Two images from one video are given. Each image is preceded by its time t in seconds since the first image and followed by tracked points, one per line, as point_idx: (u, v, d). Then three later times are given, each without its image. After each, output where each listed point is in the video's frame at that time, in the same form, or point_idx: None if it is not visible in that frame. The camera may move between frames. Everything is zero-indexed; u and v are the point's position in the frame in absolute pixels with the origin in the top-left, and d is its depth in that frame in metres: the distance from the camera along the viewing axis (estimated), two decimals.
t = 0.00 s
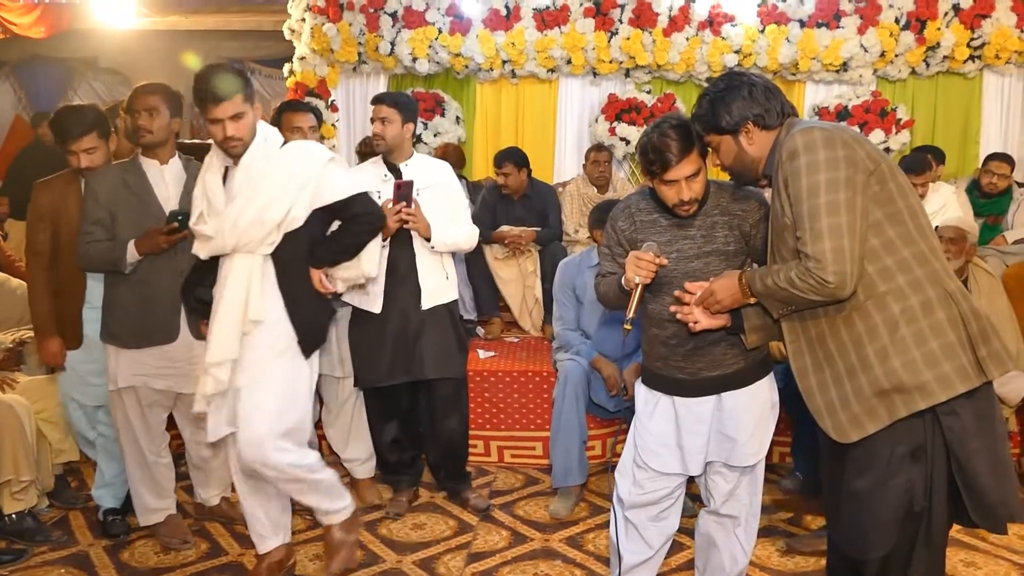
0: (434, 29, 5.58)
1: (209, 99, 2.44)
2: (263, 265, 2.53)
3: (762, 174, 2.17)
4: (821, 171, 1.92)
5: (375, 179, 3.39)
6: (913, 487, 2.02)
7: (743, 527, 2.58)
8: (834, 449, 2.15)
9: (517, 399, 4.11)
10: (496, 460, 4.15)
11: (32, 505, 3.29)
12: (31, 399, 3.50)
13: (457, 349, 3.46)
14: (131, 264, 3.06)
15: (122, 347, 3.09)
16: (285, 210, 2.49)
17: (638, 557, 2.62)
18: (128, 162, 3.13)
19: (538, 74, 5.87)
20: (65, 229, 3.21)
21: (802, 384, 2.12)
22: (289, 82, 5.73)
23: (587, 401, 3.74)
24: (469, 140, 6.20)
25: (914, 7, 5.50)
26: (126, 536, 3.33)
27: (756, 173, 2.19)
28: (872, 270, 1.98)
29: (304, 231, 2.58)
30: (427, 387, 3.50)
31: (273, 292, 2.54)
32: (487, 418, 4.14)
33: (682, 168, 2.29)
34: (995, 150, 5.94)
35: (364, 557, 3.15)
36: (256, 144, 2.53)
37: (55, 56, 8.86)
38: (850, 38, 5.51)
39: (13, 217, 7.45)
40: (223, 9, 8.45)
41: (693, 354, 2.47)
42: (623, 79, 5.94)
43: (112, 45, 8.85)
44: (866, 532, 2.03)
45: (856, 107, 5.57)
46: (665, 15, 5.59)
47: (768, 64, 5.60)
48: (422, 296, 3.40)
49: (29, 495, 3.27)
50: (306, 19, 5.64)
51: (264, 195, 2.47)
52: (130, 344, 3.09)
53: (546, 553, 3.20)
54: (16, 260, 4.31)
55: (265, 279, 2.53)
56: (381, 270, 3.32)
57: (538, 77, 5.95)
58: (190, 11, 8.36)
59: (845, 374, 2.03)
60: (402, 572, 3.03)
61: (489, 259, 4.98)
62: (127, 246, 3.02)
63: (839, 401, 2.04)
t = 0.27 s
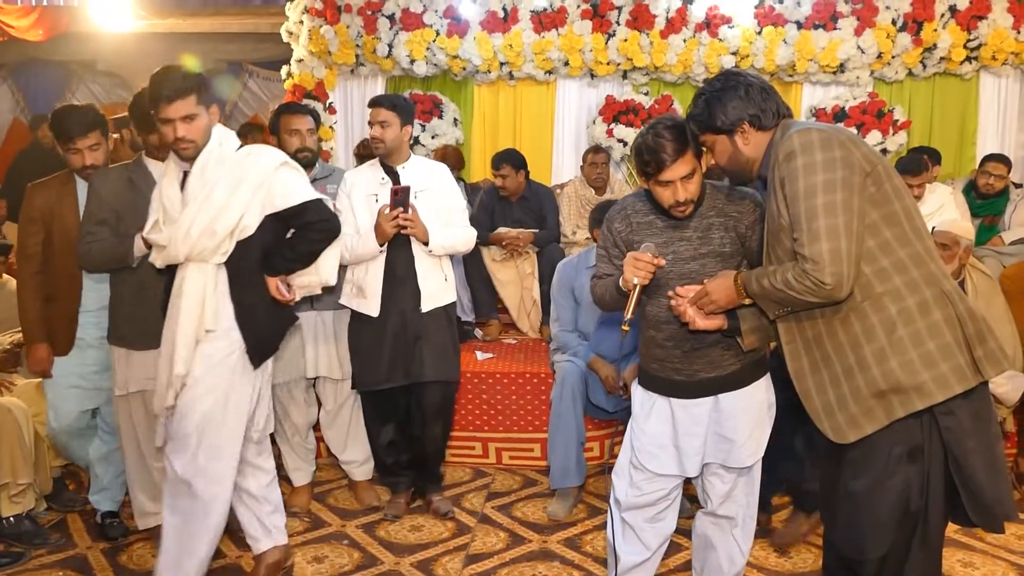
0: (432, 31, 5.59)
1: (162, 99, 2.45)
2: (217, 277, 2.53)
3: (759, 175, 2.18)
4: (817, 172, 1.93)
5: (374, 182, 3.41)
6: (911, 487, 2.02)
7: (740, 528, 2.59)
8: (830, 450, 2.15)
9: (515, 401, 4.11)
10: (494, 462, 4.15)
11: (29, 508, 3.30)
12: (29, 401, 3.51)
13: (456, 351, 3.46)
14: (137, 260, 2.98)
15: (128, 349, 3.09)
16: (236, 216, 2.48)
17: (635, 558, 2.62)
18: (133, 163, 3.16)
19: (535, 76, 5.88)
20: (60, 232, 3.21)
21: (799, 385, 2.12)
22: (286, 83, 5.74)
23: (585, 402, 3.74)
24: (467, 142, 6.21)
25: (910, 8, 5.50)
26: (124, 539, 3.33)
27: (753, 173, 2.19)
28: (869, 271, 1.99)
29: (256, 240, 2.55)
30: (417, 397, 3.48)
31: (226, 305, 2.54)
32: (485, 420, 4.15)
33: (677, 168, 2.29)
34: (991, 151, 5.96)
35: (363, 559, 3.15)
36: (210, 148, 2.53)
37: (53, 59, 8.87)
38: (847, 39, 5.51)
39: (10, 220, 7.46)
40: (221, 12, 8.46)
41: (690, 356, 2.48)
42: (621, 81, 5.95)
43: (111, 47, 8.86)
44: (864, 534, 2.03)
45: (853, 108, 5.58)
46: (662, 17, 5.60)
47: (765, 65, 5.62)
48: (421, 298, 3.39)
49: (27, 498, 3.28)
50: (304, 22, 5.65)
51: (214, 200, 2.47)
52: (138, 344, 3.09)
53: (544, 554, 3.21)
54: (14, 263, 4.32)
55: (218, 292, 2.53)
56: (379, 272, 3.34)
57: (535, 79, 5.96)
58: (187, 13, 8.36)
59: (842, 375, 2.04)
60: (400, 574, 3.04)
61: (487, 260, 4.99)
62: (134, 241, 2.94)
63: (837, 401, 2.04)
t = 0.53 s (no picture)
0: (429, 33, 5.58)
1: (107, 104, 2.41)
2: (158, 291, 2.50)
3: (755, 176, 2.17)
4: (816, 173, 1.93)
5: (374, 184, 3.41)
6: (910, 488, 2.02)
7: (738, 530, 2.59)
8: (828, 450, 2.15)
9: (513, 402, 4.11)
10: (492, 463, 4.15)
11: (27, 512, 3.32)
12: (26, 405, 3.50)
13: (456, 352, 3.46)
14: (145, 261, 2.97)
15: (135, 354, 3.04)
16: (174, 235, 2.41)
17: (633, 559, 2.62)
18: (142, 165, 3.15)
19: (533, 78, 5.88)
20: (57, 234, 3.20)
21: (797, 386, 2.12)
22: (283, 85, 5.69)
23: (584, 403, 3.74)
24: (465, 144, 6.22)
25: (907, 9, 5.51)
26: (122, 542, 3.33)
27: (749, 174, 2.19)
28: (867, 272, 1.99)
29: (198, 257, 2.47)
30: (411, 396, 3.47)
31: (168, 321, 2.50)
32: (482, 422, 4.14)
33: (672, 169, 2.29)
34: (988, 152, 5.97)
35: (361, 561, 3.15)
36: (155, 157, 2.44)
37: (50, 61, 8.87)
38: (844, 40, 5.52)
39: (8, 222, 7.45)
40: (219, 13, 8.45)
41: (688, 357, 2.48)
42: (618, 82, 5.95)
43: (109, 49, 8.86)
44: (863, 534, 2.03)
45: (850, 109, 5.58)
46: (659, 18, 5.61)
47: (762, 66, 5.63)
48: (422, 299, 3.40)
49: (24, 501, 3.31)
50: (302, 23, 5.64)
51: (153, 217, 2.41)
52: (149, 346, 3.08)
53: (542, 556, 3.20)
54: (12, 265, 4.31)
55: (160, 305, 2.50)
56: (378, 275, 3.34)
57: (533, 81, 5.96)
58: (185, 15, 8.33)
59: (840, 375, 2.04)
60: None
61: (485, 262, 4.99)
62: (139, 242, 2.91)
63: (836, 402, 2.04)
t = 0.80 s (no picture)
0: (427, 35, 5.59)
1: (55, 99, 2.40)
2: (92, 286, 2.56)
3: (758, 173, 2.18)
4: (820, 175, 1.93)
5: (380, 186, 3.41)
6: (906, 490, 2.02)
7: (735, 532, 2.59)
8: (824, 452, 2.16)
9: (511, 404, 4.11)
10: (490, 465, 4.15)
11: (25, 513, 3.29)
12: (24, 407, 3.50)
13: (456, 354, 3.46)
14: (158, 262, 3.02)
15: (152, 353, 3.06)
16: (102, 235, 2.45)
17: (631, 562, 2.62)
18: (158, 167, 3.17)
19: (530, 80, 5.89)
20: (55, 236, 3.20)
21: (796, 387, 2.13)
22: (282, 87, 5.77)
23: (582, 405, 3.74)
24: (462, 146, 6.23)
25: (903, 12, 5.53)
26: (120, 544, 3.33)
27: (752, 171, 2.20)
28: (868, 274, 2.00)
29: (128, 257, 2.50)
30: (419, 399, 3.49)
31: (100, 319, 2.56)
32: (480, 424, 4.15)
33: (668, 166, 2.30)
34: (985, 154, 5.99)
35: (359, 562, 3.15)
36: (99, 154, 2.49)
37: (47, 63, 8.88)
38: (841, 43, 5.53)
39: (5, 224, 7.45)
40: (216, 15, 8.46)
41: (688, 358, 2.48)
42: (616, 85, 5.97)
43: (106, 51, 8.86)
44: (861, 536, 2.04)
45: (846, 111, 5.59)
46: (656, 21, 5.62)
47: (759, 69, 5.65)
48: (428, 301, 3.40)
49: (22, 503, 3.28)
50: (299, 26, 5.64)
51: (87, 215, 2.46)
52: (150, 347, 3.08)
53: (540, 558, 3.21)
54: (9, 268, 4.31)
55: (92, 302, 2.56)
56: (384, 278, 3.34)
57: (530, 83, 5.97)
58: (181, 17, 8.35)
59: (840, 377, 2.04)
60: None
61: (483, 264, 4.98)
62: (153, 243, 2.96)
63: (835, 403, 2.05)
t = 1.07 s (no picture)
0: (426, 38, 5.60)
1: (26, 101, 2.46)
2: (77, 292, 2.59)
3: (768, 170, 2.18)
4: (838, 173, 1.92)
5: (390, 186, 3.40)
6: (904, 493, 2.02)
7: (735, 537, 2.60)
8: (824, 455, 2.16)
9: (510, 407, 4.11)
10: (488, 468, 4.15)
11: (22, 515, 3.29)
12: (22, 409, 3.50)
13: (456, 358, 3.46)
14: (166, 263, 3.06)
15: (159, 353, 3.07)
16: (97, 237, 2.53)
17: (625, 566, 2.66)
18: (168, 170, 3.20)
19: (529, 83, 5.90)
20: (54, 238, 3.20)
21: (797, 388, 2.11)
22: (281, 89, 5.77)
23: (580, 408, 3.74)
24: (461, 148, 6.23)
25: (901, 15, 5.55)
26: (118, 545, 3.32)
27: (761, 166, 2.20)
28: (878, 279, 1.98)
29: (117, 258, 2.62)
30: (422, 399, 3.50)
31: (89, 322, 2.62)
32: (479, 427, 4.14)
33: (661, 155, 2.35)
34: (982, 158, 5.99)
35: (356, 565, 3.15)
36: (74, 156, 2.55)
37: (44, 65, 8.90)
38: (839, 46, 5.54)
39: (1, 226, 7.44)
40: (214, 18, 8.47)
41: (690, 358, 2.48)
42: (614, 88, 5.97)
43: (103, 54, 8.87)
44: (857, 541, 2.04)
45: (844, 115, 5.60)
46: (655, 24, 5.63)
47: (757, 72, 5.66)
48: (439, 301, 3.41)
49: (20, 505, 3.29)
50: (297, 28, 5.64)
51: (78, 217, 2.51)
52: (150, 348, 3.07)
53: (538, 560, 3.21)
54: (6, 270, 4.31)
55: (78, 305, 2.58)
56: (395, 279, 3.34)
57: (529, 86, 5.98)
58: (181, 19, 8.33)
59: (843, 380, 2.03)
60: None
61: (481, 266, 4.92)
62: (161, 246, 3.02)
63: (837, 406, 2.04)
